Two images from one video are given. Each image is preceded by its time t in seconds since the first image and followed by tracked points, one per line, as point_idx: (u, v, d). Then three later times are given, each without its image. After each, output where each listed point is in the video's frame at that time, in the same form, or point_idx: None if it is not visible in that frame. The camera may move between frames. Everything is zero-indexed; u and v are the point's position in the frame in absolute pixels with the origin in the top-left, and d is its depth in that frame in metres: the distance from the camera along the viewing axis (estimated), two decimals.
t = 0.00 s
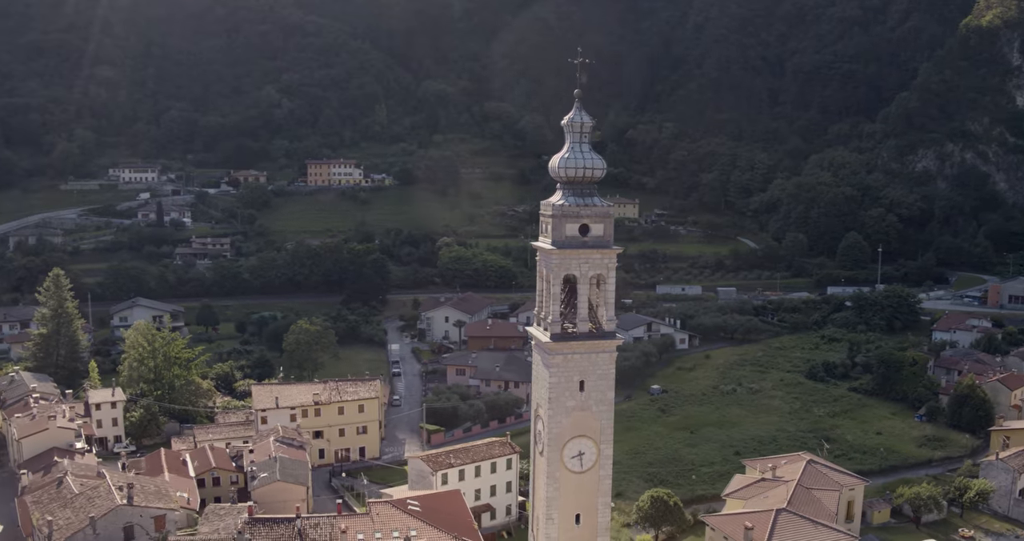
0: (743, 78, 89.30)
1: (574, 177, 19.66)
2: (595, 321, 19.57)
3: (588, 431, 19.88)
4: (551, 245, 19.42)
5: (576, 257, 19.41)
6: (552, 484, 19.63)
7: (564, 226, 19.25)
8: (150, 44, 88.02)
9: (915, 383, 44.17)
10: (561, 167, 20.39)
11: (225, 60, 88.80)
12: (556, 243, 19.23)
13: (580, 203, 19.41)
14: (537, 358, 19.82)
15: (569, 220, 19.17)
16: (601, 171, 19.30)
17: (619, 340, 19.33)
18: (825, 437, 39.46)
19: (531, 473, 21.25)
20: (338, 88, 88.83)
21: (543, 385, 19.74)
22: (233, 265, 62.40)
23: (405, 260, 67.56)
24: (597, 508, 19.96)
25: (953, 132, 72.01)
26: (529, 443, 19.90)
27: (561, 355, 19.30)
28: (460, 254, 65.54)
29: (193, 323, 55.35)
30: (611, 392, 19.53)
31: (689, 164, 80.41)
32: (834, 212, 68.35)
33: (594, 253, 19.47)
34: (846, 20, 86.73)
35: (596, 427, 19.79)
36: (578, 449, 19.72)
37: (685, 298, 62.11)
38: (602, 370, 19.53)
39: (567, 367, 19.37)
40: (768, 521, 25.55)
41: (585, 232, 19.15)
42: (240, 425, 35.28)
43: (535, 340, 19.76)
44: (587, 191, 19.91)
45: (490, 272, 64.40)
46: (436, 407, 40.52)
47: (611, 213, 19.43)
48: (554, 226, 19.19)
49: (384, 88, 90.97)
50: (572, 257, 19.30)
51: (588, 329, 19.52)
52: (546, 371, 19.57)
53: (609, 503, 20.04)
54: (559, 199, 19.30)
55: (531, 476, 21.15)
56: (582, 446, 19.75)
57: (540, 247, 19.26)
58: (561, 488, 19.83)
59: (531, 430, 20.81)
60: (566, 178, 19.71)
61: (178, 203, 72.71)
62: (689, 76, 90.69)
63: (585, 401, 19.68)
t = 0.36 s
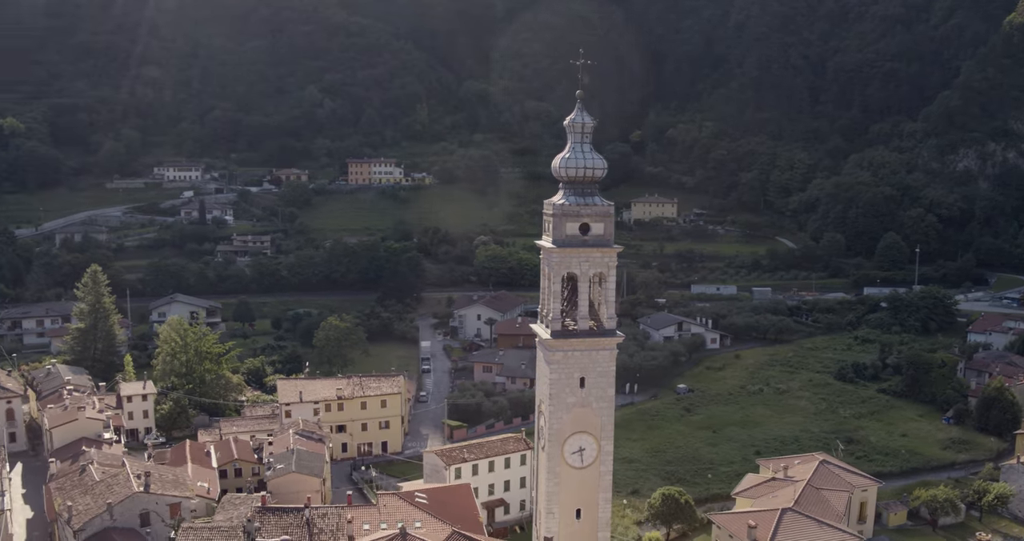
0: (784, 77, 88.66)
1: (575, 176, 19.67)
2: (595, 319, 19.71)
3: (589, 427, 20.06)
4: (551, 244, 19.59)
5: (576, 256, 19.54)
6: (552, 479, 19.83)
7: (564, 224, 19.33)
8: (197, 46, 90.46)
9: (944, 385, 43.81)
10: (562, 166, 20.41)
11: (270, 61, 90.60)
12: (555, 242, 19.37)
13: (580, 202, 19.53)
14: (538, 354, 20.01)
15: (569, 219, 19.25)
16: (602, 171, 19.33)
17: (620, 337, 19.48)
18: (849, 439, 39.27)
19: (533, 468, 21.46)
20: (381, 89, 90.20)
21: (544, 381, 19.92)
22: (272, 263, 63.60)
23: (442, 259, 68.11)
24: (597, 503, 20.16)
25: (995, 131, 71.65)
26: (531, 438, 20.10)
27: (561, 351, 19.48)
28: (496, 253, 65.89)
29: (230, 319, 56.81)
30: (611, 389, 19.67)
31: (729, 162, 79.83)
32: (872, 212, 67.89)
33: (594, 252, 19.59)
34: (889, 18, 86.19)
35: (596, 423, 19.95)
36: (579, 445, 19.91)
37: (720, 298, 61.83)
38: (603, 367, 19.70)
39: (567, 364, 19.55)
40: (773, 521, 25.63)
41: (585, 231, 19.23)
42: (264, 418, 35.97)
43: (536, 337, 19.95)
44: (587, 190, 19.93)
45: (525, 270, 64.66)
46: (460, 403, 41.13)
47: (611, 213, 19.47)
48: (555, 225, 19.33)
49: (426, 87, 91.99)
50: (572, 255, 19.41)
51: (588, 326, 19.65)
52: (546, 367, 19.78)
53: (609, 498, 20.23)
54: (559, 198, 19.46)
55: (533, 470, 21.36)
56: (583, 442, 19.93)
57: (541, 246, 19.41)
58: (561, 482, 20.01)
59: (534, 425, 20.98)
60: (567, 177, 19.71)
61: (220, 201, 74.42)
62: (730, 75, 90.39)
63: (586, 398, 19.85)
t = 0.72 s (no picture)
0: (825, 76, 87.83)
1: (576, 176, 19.82)
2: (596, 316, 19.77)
3: (591, 423, 20.09)
4: (552, 243, 19.69)
5: (577, 254, 19.60)
6: (552, 473, 19.91)
7: (563, 224, 19.47)
8: (240, 47, 93.14)
9: (972, 388, 43.49)
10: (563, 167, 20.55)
11: (313, 60, 93.06)
12: (556, 240, 19.47)
13: (581, 201, 19.63)
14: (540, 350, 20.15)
15: (569, 218, 19.39)
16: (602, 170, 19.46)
17: (620, 335, 19.53)
18: (871, 440, 39.09)
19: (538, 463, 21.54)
20: (422, 89, 91.68)
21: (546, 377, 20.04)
22: (310, 261, 64.64)
23: (479, 257, 68.47)
24: (598, 499, 20.17)
25: None
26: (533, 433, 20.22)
27: (561, 348, 19.62)
28: (531, 252, 66.24)
29: (266, 315, 58.07)
30: (611, 385, 19.69)
31: (767, 162, 79.25)
32: (910, 213, 67.33)
33: (594, 250, 19.62)
34: (931, 16, 85.47)
35: (597, 419, 20.02)
36: (579, 440, 19.98)
37: (754, 298, 61.36)
38: (603, 364, 19.74)
39: (568, 361, 19.65)
40: (778, 520, 25.77)
41: (585, 231, 19.34)
42: (289, 413, 36.75)
43: (538, 335, 20.11)
44: (588, 190, 20.08)
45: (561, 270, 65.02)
46: (483, 400, 41.68)
47: (612, 212, 19.54)
48: (555, 224, 19.47)
49: (466, 87, 93.10)
50: (572, 254, 19.52)
51: (589, 324, 19.75)
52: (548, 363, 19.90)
53: (610, 494, 20.22)
54: (560, 198, 19.58)
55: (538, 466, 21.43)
56: (583, 437, 19.99)
57: (541, 245, 19.56)
58: (561, 477, 20.07)
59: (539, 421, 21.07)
60: (568, 177, 19.88)
61: (263, 200, 75.33)
62: (771, 74, 89.96)
63: (587, 394, 19.91)
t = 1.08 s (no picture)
0: (864, 76, 86.84)
1: (577, 175, 19.83)
2: (596, 314, 19.76)
3: (591, 419, 20.15)
4: (552, 242, 19.71)
5: (576, 252, 19.60)
6: (552, 468, 20.06)
7: (563, 223, 19.54)
8: (282, 47, 95.49)
9: (998, 391, 43.15)
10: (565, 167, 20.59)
11: (354, 60, 94.65)
12: (555, 239, 19.50)
13: (581, 201, 19.68)
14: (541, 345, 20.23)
15: (568, 218, 19.46)
16: (602, 170, 19.52)
17: (620, 332, 19.51)
18: (892, 442, 38.92)
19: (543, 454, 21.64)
20: (462, 89, 92.65)
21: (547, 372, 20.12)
22: (345, 258, 65.56)
23: (513, 256, 68.85)
24: (598, 494, 20.22)
25: None
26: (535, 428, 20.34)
27: (561, 345, 19.68)
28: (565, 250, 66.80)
29: (301, 312, 59.22)
30: (610, 382, 19.74)
31: (805, 162, 78.62)
32: (947, 214, 66.64)
33: (593, 249, 19.60)
34: (974, 14, 84.24)
35: (596, 416, 20.07)
36: (579, 436, 20.05)
37: (788, 298, 60.57)
38: (603, 360, 19.77)
39: (567, 357, 19.70)
40: (778, 519, 25.90)
41: (584, 230, 19.40)
42: (311, 407, 37.43)
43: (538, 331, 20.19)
44: (589, 190, 20.11)
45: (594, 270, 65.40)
46: (505, 397, 42.09)
47: (611, 211, 19.55)
48: (555, 223, 19.54)
49: (505, 86, 93.70)
50: (572, 252, 19.55)
51: (589, 321, 19.76)
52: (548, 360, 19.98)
53: (610, 489, 20.30)
54: (560, 197, 19.60)
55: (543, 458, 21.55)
56: (583, 434, 20.05)
57: (541, 244, 19.63)
58: (562, 472, 20.18)
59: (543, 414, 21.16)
60: (569, 177, 19.89)
61: (302, 199, 76.59)
62: (810, 74, 89.45)
63: (586, 390, 19.99)
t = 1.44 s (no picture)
0: (904, 74, 86.52)
1: (577, 176, 19.28)
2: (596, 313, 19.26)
3: (590, 416, 19.58)
4: (552, 241, 19.22)
5: (576, 251, 19.07)
6: (550, 465, 19.55)
7: (562, 223, 19.05)
8: (324, 49, 96.83)
9: None
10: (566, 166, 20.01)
11: (393, 61, 95.84)
12: (555, 239, 18.98)
13: (581, 200, 19.19)
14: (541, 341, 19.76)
15: (568, 218, 18.98)
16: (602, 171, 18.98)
17: (620, 331, 19.01)
18: (912, 445, 38.68)
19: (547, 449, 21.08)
20: (500, 89, 93.12)
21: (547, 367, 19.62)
22: (380, 258, 66.33)
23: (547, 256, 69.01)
24: (598, 491, 19.67)
25: None
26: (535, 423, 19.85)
27: (560, 343, 19.20)
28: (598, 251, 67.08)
29: (333, 310, 60.22)
30: (609, 379, 19.21)
31: (842, 162, 78.03)
32: (985, 214, 66.06)
33: (593, 249, 19.09)
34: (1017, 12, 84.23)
35: (596, 412, 19.50)
36: (578, 433, 19.53)
37: (820, 299, 59.98)
38: (603, 356, 19.22)
39: (566, 354, 19.21)
40: (779, 519, 26.04)
41: (584, 230, 18.89)
42: (333, 402, 38.09)
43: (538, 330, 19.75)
44: (589, 190, 19.57)
45: (626, 270, 65.47)
46: (526, 395, 42.55)
47: (611, 211, 19.04)
48: (554, 224, 19.04)
49: (543, 86, 93.98)
50: (572, 252, 19.02)
51: (588, 320, 19.26)
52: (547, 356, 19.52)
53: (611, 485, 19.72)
54: (560, 197, 19.12)
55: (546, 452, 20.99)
56: (582, 431, 19.51)
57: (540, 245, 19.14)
58: (561, 469, 19.68)
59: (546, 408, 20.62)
60: (569, 177, 19.35)
61: (340, 198, 77.60)
62: (849, 74, 88.49)
63: (586, 387, 19.45)
